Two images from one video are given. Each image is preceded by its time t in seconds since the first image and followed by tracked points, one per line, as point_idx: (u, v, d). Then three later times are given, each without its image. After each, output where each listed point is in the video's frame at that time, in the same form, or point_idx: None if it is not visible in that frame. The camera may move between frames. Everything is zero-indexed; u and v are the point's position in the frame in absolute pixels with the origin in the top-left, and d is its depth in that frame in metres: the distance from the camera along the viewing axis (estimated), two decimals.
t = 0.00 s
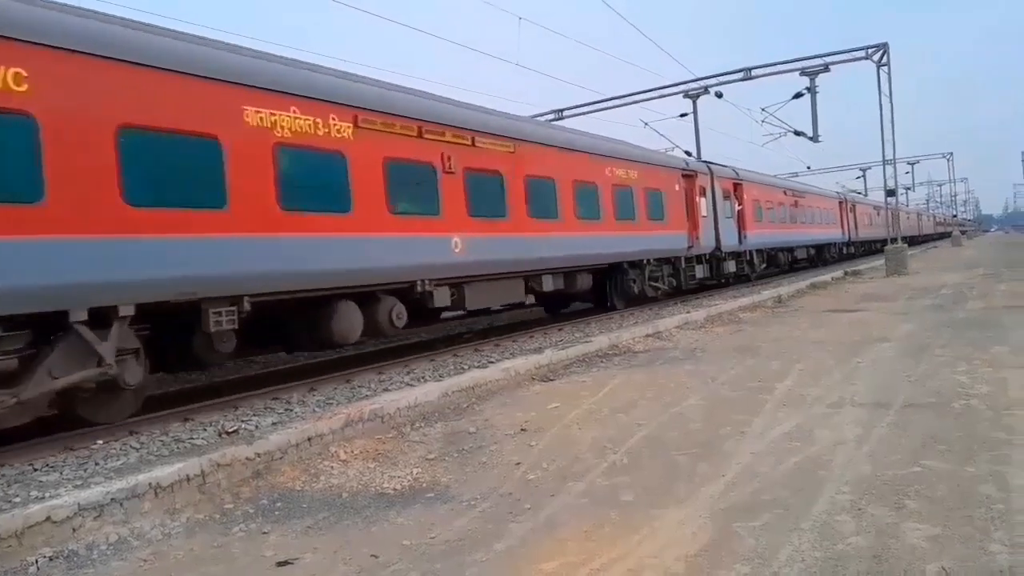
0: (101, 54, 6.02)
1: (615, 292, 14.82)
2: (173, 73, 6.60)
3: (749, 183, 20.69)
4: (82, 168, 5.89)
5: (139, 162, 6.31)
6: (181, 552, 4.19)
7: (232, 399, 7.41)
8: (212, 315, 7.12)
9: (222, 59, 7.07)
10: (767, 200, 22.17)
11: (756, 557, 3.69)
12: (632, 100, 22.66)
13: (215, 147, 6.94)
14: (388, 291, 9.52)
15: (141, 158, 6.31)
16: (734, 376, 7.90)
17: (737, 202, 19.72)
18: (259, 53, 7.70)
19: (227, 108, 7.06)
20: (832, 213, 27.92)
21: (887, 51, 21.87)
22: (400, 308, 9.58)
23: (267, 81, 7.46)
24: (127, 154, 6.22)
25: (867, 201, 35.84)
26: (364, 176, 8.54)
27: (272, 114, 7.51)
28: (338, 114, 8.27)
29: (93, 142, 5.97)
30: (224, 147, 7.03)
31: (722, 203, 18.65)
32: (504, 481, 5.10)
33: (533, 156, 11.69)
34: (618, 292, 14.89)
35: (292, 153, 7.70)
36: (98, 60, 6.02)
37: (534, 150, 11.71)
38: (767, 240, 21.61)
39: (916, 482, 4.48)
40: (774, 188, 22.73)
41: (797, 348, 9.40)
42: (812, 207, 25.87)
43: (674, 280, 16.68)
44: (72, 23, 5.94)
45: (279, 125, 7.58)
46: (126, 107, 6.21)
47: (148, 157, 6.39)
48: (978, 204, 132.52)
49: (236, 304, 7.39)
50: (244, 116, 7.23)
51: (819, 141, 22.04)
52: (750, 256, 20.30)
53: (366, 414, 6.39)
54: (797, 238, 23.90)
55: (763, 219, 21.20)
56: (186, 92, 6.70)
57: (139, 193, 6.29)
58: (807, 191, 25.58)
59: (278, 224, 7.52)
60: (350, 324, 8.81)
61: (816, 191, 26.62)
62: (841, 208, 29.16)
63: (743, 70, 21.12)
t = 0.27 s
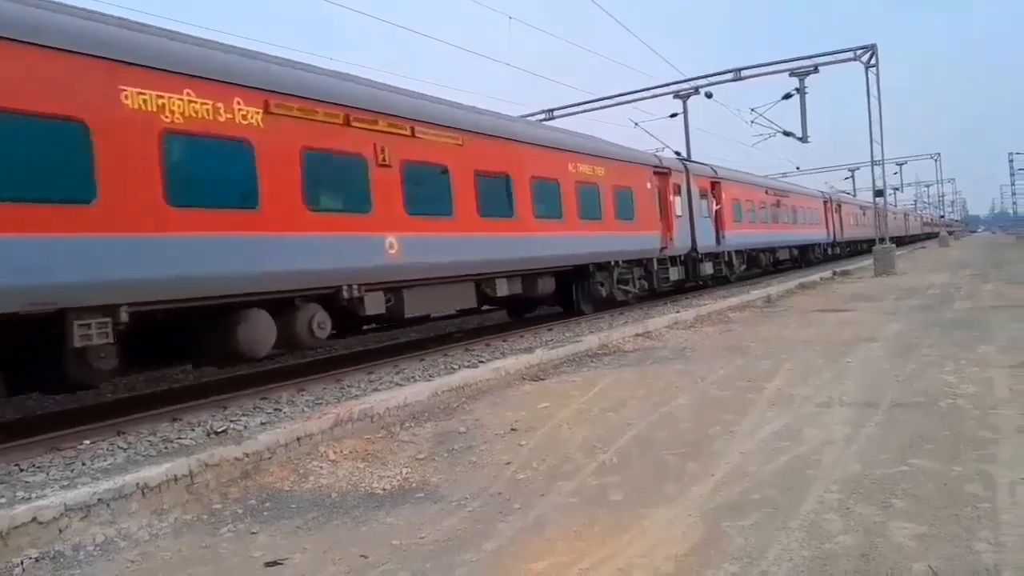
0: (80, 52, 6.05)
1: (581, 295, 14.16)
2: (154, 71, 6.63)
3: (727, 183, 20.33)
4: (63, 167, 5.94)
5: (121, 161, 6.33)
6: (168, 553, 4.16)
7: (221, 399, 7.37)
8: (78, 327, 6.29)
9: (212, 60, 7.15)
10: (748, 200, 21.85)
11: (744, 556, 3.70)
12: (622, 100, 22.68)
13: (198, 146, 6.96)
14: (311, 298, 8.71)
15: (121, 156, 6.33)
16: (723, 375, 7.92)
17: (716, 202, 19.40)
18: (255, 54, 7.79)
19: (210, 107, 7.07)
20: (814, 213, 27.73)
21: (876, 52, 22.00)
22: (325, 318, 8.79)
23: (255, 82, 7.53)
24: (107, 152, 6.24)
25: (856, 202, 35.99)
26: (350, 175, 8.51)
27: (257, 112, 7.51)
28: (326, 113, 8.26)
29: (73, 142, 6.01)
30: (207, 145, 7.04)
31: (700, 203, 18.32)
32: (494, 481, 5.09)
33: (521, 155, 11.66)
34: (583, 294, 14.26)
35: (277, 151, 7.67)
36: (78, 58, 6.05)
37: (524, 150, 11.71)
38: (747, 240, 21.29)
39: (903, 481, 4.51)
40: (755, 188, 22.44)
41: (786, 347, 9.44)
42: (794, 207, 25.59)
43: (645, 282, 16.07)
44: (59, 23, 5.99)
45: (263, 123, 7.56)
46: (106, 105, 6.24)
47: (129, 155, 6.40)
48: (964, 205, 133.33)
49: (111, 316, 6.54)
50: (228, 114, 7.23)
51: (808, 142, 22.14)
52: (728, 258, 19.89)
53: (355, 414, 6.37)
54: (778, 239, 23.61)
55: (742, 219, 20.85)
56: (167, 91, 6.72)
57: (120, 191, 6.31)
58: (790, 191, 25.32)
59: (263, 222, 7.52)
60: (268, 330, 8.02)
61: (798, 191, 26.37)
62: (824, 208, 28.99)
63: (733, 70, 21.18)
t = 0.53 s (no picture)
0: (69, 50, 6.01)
1: (540, 299, 13.39)
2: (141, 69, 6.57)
3: (703, 183, 19.83)
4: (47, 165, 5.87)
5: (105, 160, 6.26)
6: (152, 556, 4.13)
7: (205, 400, 7.32)
8: None
9: (201, 59, 7.11)
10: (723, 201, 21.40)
11: (729, 557, 3.72)
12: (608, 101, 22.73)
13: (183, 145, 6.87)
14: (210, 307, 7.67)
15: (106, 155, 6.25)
16: (709, 376, 7.95)
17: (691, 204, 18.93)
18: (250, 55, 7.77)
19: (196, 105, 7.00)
20: (792, 215, 27.45)
21: (861, 55, 22.16)
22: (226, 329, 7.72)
23: (246, 82, 7.48)
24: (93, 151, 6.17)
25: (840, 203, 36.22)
26: (335, 174, 8.43)
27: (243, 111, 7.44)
28: (313, 112, 8.21)
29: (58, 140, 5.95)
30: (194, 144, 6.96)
31: (675, 205, 17.82)
32: (480, 482, 5.09)
33: (507, 155, 11.62)
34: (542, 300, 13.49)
35: (263, 150, 7.60)
36: (63, 55, 6.00)
37: (510, 151, 11.69)
38: (722, 243, 20.83)
39: (887, 481, 4.54)
40: (731, 188, 22.01)
41: (772, 348, 9.48)
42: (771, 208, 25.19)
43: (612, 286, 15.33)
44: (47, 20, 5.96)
45: (248, 122, 7.49)
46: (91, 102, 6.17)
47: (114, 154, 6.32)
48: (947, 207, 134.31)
49: None
50: (214, 113, 7.15)
51: (793, 143, 22.28)
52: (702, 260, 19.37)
53: (341, 416, 6.34)
54: (755, 241, 23.20)
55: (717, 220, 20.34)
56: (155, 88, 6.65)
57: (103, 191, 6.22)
58: (767, 192, 24.96)
59: (249, 222, 7.43)
60: (160, 342, 7.03)
61: (776, 192, 25.98)
62: (803, 209, 28.75)
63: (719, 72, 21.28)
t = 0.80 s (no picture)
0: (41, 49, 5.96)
1: (490, 308, 12.70)
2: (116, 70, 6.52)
3: (669, 187, 19.38)
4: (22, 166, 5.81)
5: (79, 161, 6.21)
6: (126, 563, 4.07)
7: (182, 405, 7.24)
8: None
9: (178, 60, 7.08)
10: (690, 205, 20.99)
11: (708, 560, 3.73)
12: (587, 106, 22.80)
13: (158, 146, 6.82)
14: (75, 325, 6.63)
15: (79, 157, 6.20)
16: (688, 380, 7.99)
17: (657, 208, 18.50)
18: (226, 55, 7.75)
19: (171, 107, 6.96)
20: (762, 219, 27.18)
21: (837, 62, 22.42)
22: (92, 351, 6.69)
23: (222, 82, 7.45)
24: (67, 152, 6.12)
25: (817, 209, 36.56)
26: (310, 176, 8.37)
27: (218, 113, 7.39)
28: (289, 114, 8.17)
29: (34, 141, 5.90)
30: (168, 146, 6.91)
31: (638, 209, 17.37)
32: (460, 487, 5.07)
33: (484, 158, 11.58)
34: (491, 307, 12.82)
35: (237, 152, 7.54)
36: (38, 56, 5.96)
37: (488, 154, 11.69)
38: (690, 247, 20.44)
39: (862, 483, 4.59)
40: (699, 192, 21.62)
41: (750, 352, 9.55)
42: (739, 212, 24.83)
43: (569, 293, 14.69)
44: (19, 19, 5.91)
45: (224, 123, 7.44)
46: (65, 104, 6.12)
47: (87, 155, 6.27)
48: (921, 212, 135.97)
49: None
50: (189, 114, 7.11)
51: (771, 149, 22.48)
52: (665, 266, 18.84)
53: (319, 421, 6.31)
54: (724, 246, 22.81)
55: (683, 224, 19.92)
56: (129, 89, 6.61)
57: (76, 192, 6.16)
58: (736, 195, 24.60)
59: (224, 224, 7.37)
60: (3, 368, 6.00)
61: (745, 196, 25.65)
62: (773, 213, 28.53)
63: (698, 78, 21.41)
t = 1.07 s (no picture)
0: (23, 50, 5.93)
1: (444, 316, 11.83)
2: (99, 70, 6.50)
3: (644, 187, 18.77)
4: (0, 168, 5.79)
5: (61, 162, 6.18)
6: (112, 567, 4.04)
7: (169, 408, 7.19)
8: None
9: (166, 61, 7.09)
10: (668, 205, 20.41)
11: (697, 561, 3.74)
12: (575, 108, 22.82)
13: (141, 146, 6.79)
14: None
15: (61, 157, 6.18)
16: (676, 381, 8.01)
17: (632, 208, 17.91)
18: (214, 56, 7.76)
19: (155, 107, 6.93)
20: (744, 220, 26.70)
21: (824, 65, 22.61)
22: None
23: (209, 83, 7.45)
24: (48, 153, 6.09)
25: (804, 211, 36.74)
26: (294, 177, 8.33)
27: (202, 113, 7.35)
28: (274, 114, 8.13)
29: (14, 142, 5.88)
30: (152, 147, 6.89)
31: (611, 211, 16.76)
32: (449, 489, 5.07)
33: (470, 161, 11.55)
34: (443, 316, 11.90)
35: (221, 153, 7.51)
36: (23, 56, 5.95)
37: (474, 156, 11.67)
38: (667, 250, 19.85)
39: (849, 484, 4.61)
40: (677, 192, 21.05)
41: (738, 354, 9.58)
42: (719, 213, 24.27)
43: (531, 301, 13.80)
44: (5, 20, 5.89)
45: (208, 124, 7.42)
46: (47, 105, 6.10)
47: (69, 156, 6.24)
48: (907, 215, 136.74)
49: None
50: (172, 114, 7.08)
51: (759, 151, 22.60)
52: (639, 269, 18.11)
53: (308, 424, 6.28)
54: (703, 248, 22.23)
55: (660, 226, 19.33)
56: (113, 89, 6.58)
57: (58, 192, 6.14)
58: (716, 196, 24.06)
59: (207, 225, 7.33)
60: None
61: (726, 196, 25.10)
62: (756, 215, 28.05)
63: (686, 81, 21.51)
